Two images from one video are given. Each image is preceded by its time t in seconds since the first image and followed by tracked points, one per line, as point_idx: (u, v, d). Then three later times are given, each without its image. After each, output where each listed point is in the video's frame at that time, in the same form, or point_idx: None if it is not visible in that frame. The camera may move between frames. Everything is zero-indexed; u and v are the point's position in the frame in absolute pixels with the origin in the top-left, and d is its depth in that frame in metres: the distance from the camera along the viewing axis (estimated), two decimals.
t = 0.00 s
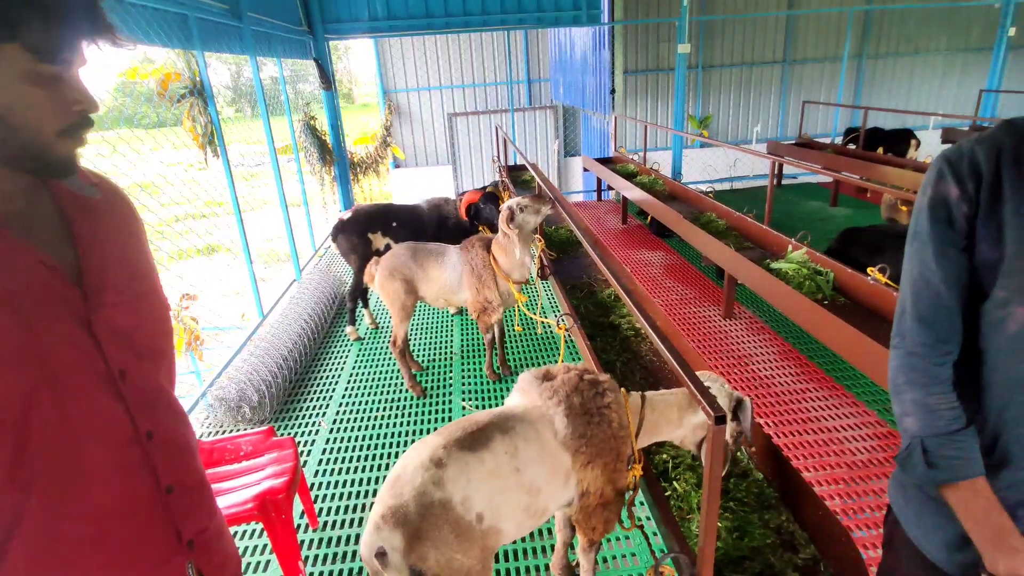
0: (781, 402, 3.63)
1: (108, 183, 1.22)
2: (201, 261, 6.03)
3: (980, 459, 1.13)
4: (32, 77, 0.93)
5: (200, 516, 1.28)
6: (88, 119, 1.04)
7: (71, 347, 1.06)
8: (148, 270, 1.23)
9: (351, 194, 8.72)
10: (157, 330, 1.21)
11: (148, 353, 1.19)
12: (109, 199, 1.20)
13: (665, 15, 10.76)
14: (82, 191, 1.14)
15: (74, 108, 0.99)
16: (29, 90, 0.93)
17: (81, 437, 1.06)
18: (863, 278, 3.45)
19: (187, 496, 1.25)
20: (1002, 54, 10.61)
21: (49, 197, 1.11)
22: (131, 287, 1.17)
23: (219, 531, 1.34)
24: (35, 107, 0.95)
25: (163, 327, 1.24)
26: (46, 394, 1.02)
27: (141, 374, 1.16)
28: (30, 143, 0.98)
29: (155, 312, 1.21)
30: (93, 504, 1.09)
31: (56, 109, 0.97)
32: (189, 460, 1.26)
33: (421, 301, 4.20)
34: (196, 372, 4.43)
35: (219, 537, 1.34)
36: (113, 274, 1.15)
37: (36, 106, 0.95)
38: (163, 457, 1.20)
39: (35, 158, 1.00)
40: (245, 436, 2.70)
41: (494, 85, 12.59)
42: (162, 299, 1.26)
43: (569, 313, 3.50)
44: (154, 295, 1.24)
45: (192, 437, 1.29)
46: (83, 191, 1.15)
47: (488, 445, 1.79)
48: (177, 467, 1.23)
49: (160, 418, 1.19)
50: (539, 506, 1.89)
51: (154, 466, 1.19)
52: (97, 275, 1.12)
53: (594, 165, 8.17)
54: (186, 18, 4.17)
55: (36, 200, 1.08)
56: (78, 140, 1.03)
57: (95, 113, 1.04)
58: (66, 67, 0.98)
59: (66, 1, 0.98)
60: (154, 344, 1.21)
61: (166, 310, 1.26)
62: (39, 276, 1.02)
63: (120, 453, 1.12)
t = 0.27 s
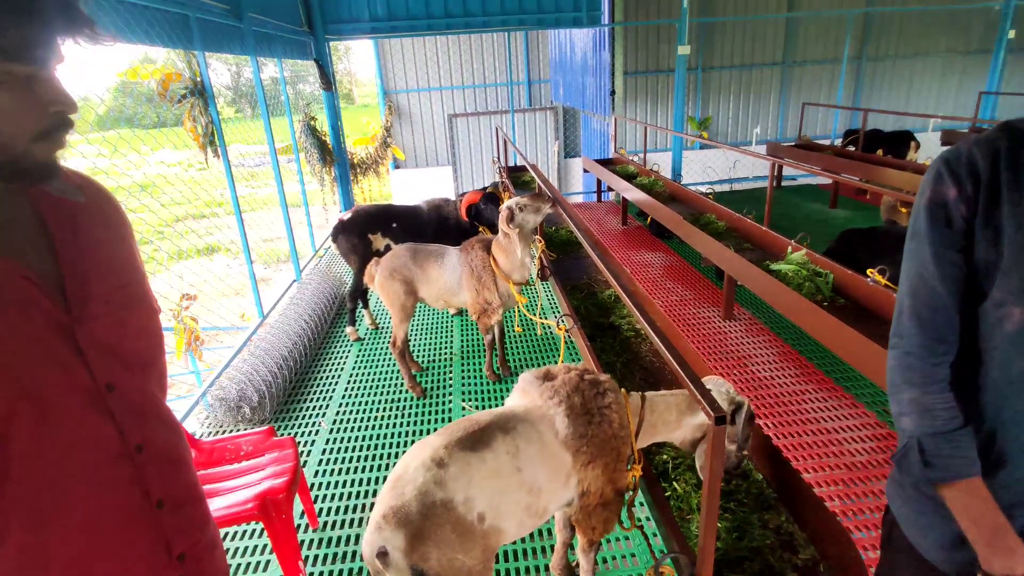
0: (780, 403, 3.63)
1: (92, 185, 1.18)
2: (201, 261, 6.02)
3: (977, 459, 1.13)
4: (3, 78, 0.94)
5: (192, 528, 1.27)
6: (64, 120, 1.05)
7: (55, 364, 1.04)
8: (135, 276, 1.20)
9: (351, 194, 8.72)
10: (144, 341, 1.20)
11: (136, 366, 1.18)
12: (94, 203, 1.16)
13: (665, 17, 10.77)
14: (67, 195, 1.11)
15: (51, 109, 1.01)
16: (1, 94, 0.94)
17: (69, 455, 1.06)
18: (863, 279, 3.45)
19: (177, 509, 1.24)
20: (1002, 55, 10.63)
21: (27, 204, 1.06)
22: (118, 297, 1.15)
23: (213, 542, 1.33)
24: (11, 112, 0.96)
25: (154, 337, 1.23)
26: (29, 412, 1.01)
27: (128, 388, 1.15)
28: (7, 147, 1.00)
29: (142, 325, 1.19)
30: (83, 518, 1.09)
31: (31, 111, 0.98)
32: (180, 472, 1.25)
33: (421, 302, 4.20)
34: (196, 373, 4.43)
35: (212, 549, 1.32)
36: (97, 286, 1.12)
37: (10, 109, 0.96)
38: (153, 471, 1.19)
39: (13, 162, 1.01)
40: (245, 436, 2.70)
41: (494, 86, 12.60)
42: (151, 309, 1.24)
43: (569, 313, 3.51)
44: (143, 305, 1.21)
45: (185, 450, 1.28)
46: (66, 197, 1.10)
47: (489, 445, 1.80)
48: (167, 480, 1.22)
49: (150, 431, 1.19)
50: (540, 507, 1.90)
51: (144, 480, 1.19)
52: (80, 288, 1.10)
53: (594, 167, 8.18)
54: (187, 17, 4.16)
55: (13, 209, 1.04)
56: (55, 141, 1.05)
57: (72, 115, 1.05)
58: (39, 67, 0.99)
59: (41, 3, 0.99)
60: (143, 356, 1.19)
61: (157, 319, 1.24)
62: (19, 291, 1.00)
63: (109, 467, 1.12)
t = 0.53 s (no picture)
0: (781, 405, 3.64)
1: (85, 187, 1.18)
2: (202, 262, 6.02)
3: (971, 456, 1.14)
4: None
5: (187, 534, 1.24)
6: (54, 119, 1.05)
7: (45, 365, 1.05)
8: (127, 278, 1.20)
9: (352, 194, 8.72)
10: (137, 341, 1.19)
11: (129, 368, 1.18)
12: (86, 206, 1.16)
13: (666, 18, 10.77)
14: (58, 197, 1.11)
15: (40, 109, 1.00)
16: None
17: (59, 457, 1.06)
18: (864, 281, 3.45)
19: (171, 513, 1.22)
20: (1003, 57, 10.62)
21: (16, 206, 1.07)
22: (110, 298, 1.15)
23: (211, 550, 1.30)
24: None
25: (147, 337, 1.23)
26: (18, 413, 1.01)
27: (120, 390, 1.15)
28: None
29: (133, 325, 1.19)
30: (74, 522, 1.08)
31: (20, 110, 0.98)
32: (174, 476, 1.23)
33: (423, 303, 4.21)
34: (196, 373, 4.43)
35: (211, 558, 1.29)
36: (87, 287, 1.11)
37: None
38: (146, 474, 1.18)
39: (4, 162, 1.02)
40: (247, 436, 2.71)
41: (495, 87, 12.61)
42: (144, 310, 1.23)
43: (571, 314, 3.51)
44: (135, 306, 1.21)
45: (180, 453, 1.26)
46: (57, 198, 1.11)
47: (491, 445, 1.80)
48: (161, 484, 1.21)
49: (143, 433, 1.17)
50: (541, 507, 1.90)
51: (138, 483, 1.18)
52: (72, 289, 1.10)
53: (596, 167, 8.17)
54: (190, 18, 4.17)
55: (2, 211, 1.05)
56: (44, 142, 1.04)
57: (62, 114, 1.05)
58: (27, 65, 0.99)
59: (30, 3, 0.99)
60: (135, 357, 1.19)
61: (148, 321, 1.24)
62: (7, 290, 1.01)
63: (99, 471, 1.12)
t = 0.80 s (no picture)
0: (782, 403, 3.63)
1: (75, 187, 1.20)
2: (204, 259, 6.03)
3: (957, 451, 1.11)
4: None
5: (184, 534, 1.24)
6: (42, 115, 1.05)
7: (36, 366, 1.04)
8: (118, 273, 1.21)
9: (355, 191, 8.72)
10: (130, 340, 1.19)
11: (124, 366, 1.17)
12: (76, 203, 1.17)
13: (669, 15, 10.74)
14: (47, 195, 1.12)
15: (27, 104, 1.01)
16: None
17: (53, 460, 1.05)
18: (867, 280, 3.44)
19: (168, 514, 1.22)
20: (1008, 53, 10.55)
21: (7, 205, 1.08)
22: (101, 296, 1.15)
23: (207, 549, 1.30)
24: None
25: (140, 337, 1.22)
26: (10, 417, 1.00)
27: (115, 390, 1.14)
28: None
29: (125, 325, 1.18)
30: (67, 524, 1.07)
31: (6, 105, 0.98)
32: (170, 477, 1.23)
33: (425, 301, 4.21)
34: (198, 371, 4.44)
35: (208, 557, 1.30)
36: (78, 285, 1.12)
37: None
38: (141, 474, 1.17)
39: None
40: (250, 433, 2.71)
41: (498, 84, 12.60)
42: (136, 309, 1.24)
43: (573, 313, 3.50)
44: (126, 304, 1.21)
45: (176, 453, 1.26)
46: (46, 196, 1.12)
47: (494, 444, 1.80)
48: (158, 485, 1.20)
49: (139, 434, 1.17)
50: (543, 506, 1.90)
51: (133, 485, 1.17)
52: (61, 287, 1.10)
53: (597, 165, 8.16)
54: (192, 15, 4.18)
55: None
56: (32, 137, 1.04)
57: (50, 109, 1.05)
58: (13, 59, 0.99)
59: None
60: (128, 356, 1.19)
61: (141, 320, 1.24)
62: None
63: (93, 472, 1.11)
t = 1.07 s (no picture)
0: (783, 393, 3.64)
1: (71, 176, 1.20)
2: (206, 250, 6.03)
3: (941, 439, 1.13)
4: None
5: (186, 523, 1.26)
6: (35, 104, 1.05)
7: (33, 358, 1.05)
8: (116, 259, 1.21)
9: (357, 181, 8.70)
10: (129, 330, 1.19)
11: (123, 357, 1.17)
12: (71, 192, 1.17)
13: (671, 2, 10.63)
14: (40, 185, 1.12)
15: (19, 93, 1.00)
16: None
17: (53, 449, 1.06)
18: (869, 270, 3.44)
19: (169, 503, 1.23)
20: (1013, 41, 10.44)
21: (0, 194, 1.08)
22: (97, 286, 1.15)
23: (209, 537, 1.31)
24: None
25: (139, 327, 1.22)
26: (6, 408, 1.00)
27: (114, 380, 1.15)
28: None
29: (124, 316, 1.18)
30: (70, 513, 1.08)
31: None
32: (171, 466, 1.24)
33: (428, 292, 4.21)
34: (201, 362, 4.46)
35: (210, 544, 1.31)
36: (74, 275, 1.12)
37: None
38: (141, 464, 1.18)
39: None
40: (253, 423, 2.72)
41: (499, 73, 12.51)
42: (135, 298, 1.24)
43: (575, 303, 3.50)
44: (125, 293, 1.21)
45: (177, 442, 1.27)
46: (39, 185, 1.12)
47: (497, 435, 1.81)
48: (159, 474, 1.21)
49: (138, 424, 1.18)
50: (546, 496, 1.91)
51: (133, 474, 1.18)
52: (57, 277, 1.10)
53: (599, 155, 8.12)
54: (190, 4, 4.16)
55: None
56: (23, 125, 1.03)
57: (42, 99, 1.05)
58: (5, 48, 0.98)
59: None
60: (128, 346, 1.19)
61: (141, 310, 1.24)
62: None
63: (93, 462, 1.12)
